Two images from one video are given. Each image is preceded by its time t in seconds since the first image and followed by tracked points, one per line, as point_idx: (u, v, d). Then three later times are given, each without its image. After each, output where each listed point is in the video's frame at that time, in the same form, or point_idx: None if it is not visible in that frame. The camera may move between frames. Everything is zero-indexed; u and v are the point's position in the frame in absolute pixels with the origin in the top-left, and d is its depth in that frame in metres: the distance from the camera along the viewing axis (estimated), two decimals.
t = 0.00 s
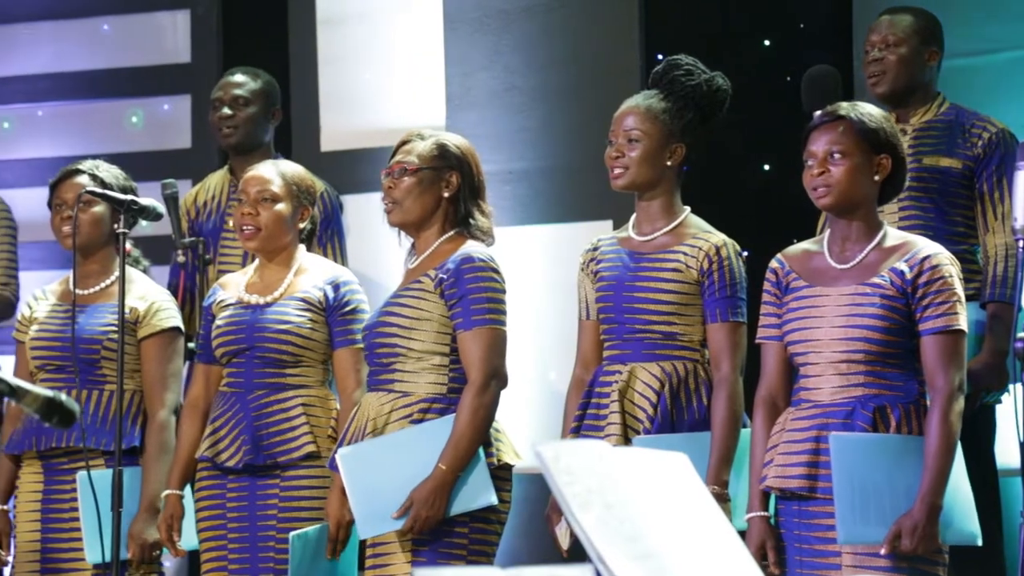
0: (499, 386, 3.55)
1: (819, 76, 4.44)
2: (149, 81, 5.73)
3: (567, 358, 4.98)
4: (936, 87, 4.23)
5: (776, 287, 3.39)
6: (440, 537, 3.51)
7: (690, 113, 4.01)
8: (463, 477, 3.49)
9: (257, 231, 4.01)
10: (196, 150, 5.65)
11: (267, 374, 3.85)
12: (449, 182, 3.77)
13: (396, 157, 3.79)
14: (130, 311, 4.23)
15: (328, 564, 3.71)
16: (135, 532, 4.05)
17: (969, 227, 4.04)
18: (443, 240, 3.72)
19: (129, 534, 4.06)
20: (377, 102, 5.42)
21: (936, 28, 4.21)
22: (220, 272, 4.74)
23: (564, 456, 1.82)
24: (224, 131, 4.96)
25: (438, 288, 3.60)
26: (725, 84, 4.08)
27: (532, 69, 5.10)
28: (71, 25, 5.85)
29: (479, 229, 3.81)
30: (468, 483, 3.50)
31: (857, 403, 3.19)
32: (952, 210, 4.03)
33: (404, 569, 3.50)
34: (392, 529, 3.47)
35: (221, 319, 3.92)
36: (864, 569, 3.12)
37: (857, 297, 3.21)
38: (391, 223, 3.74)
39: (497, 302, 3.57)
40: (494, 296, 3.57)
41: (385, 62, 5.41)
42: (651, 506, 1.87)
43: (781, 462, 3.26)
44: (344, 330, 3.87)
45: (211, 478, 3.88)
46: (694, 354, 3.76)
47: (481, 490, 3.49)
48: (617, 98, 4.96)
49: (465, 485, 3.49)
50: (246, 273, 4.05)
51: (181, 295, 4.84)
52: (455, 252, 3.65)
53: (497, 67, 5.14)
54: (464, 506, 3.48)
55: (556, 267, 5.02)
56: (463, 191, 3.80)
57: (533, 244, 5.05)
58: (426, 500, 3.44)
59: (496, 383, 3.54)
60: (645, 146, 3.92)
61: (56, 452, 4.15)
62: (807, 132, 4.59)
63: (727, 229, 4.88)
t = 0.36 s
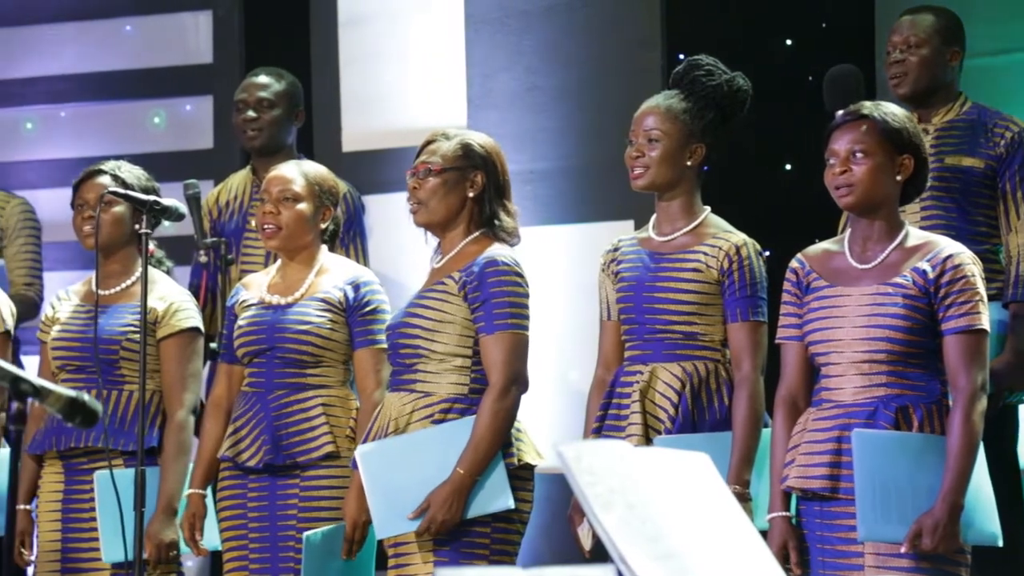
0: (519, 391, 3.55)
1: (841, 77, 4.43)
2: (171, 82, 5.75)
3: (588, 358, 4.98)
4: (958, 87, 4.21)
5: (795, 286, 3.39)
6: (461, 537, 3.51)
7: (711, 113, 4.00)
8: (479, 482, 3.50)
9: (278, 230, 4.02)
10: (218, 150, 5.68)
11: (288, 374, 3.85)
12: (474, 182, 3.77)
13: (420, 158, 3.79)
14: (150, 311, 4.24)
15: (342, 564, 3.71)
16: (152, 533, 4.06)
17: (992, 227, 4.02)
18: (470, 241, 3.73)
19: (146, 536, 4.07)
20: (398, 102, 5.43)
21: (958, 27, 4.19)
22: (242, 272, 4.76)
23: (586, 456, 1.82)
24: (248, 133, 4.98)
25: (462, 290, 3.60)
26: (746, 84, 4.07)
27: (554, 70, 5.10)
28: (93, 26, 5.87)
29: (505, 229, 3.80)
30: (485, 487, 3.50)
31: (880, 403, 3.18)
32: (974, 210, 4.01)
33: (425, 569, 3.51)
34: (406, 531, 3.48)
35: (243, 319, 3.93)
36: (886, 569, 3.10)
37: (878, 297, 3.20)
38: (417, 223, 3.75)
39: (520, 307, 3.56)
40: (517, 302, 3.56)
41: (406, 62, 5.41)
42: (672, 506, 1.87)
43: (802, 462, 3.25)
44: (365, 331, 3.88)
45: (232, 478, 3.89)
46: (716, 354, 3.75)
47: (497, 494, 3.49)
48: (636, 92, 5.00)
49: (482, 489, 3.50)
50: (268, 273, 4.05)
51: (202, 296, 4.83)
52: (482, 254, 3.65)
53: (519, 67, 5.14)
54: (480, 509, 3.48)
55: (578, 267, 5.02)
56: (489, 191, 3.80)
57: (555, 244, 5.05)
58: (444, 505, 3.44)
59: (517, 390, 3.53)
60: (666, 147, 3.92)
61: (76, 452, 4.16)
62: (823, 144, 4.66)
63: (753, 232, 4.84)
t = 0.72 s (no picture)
0: (545, 396, 3.54)
1: (862, 76, 4.44)
2: (193, 83, 5.76)
3: (610, 357, 4.98)
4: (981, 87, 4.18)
5: (816, 287, 3.37)
6: (483, 538, 3.51)
7: (732, 113, 3.99)
8: (507, 485, 3.50)
9: (301, 231, 4.03)
10: (241, 151, 5.69)
11: (309, 374, 3.86)
12: (499, 183, 3.77)
13: (446, 158, 3.80)
14: (174, 311, 4.24)
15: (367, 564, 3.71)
16: (181, 531, 4.08)
17: (1013, 226, 4.01)
18: (495, 243, 3.72)
19: (175, 533, 4.09)
20: (418, 102, 5.42)
21: (981, 26, 4.16)
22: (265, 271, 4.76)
23: (607, 458, 1.81)
24: (272, 134, 4.98)
25: (488, 293, 3.60)
26: (766, 85, 4.07)
27: (575, 70, 5.10)
28: (115, 27, 5.88)
29: (530, 231, 3.79)
30: (513, 489, 3.50)
31: (903, 403, 3.16)
32: (996, 209, 3.99)
33: (449, 570, 3.51)
34: (432, 533, 3.47)
35: (266, 319, 3.94)
36: (912, 569, 3.10)
37: (900, 297, 3.19)
38: (442, 223, 3.75)
39: (546, 309, 3.56)
40: (543, 304, 3.55)
41: (427, 62, 5.41)
42: (695, 506, 1.86)
43: (825, 463, 3.24)
44: (386, 332, 3.89)
45: (254, 478, 3.89)
46: (738, 354, 3.75)
47: (525, 496, 3.50)
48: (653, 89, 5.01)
49: (509, 492, 3.50)
50: (289, 274, 4.05)
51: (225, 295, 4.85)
52: (508, 256, 3.64)
53: (541, 67, 5.14)
54: (507, 511, 3.48)
55: (601, 266, 5.01)
56: (514, 192, 3.79)
57: (578, 243, 5.04)
58: (471, 508, 3.44)
59: (543, 393, 3.53)
60: (687, 147, 3.91)
61: (102, 452, 4.17)
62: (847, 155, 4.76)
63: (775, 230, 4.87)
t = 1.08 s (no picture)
0: (573, 382, 3.54)
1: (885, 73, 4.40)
2: (215, 83, 5.77)
3: (633, 356, 4.95)
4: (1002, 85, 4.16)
5: (835, 286, 3.36)
6: (505, 538, 3.50)
7: (756, 111, 3.98)
8: (539, 474, 3.49)
9: (319, 233, 4.01)
10: (262, 150, 5.70)
11: (326, 373, 3.86)
12: (522, 179, 3.76)
13: (468, 157, 3.80)
14: (197, 307, 4.25)
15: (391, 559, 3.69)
16: (208, 529, 4.07)
17: None
18: (519, 237, 3.71)
19: (204, 531, 4.09)
20: (438, 102, 5.42)
21: (1004, 24, 4.14)
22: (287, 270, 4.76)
23: (629, 457, 1.79)
24: (293, 134, 4.99)
25: (512, 282, 3.59)
26: (789, 85, 4.05)
27: (594, 70, 5.08)
28: (137, 28, 5.90)
29: (554, 225, 3.78)
30: (545, 478, 3.49)
31: (926, 404, 3.14)
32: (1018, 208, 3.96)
33: (472, 569, 3.50)
34: (465, 525, 3.48)
35: (281, 319, 3.94)
36: (937, 570, 3.06)
37: (922, 295, 3.16)
38: (465, 223, 3.74)
39: (572, 298, 3.55)
40: (569, 293, 3.55)
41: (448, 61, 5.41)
42: (717, 506, 1.85)
43: (848, 462, 3.22)
44: (402, 325, 3.89)
45: (275, 478, 3.89)
46: (761, 354, 3.74)
47: (556, 484, 3.48)
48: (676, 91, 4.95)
49: (541, 480, 3.49)
50: (303, 271, 4.07)
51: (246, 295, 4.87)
52: (530, 248, 3.65)
53: (562, 65, 5.13)
54: (541, 499, 3.47)
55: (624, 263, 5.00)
56: (536, 188, 3.79)
57: (600, 242, 5.03)
58: (503, 497, 3.42)
59: (570, 380, 3.53)
60: (712, 147, 3.90)
61: (125, 449, 4.18)
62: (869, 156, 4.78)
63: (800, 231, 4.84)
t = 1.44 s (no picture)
0: (587, 389, 3.53)
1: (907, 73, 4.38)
2: (236, 84, 5.80)
3: (654, 357, 4.96)
4: None
5: (856, 286, 3.34)
6: (525, 538, 3.49)
7: (783, 111, 3.99)
8: (552, 481, 3.48)
9: (337, 230, 4.03)
10: (283, 151, 5.72)
11: (343, 373, 3.86)
12: (538, 182, 3.76)
13: (485, 160, 3.80)
14: (217, 309, 4.26)
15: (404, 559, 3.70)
16: (221, 529, 4.08)
17: None
18: (536, 241, 3.72)
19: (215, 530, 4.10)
20: (459, 102, 5.41)
21: None
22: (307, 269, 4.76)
23: (650, 456, 1.79)
24: (313, 136, 5.00)
25: (528, 288, 3.59)
26: (816, 84, 4.06)
27: (615, 71, 5.12)
28: (158, 29, 5.92)
29: (570, 230, 3.77)
30: (558, 486, 3.48)
31: (949, 403, 3.13)
32: None
33: (491, 569, 3.51)
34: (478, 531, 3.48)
35: (300, 319, 3.95)
36: (960, 570, 3.06)
37: (943, 295, 3.15)
38: (483, 227, 3.75)
39: (587, 305, 3.55)
40: (584, 301, 3.54)
41: (470, 61, 5.40)
42: (739, 506, 1.84)
43: (870, 461, 3.20)
44: (419, 324, 3.88)
45: (296, 478, 3.90)
46: (785, 355, 3.73)
47: (569, 493, 3.47)
48: (695, 88, 5.02)
49: (553, 488, 3.48)
50: (322, 272, 4.07)
51: (269, 295, 4.85)
52: (548, 254, 3.64)
53: (584, 65, 5.15)
54: (551, 508, 3.46)
55: (645, 267, 5.01)
56: (553, 191, 3.78)
57: (618, 242, 5.04)
58: (515, 504, 3.43)
59: (585, 388, 3.52)
60: (739, 147, 3.90)
61: (144, 449, 4.20)
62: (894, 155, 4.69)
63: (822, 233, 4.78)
